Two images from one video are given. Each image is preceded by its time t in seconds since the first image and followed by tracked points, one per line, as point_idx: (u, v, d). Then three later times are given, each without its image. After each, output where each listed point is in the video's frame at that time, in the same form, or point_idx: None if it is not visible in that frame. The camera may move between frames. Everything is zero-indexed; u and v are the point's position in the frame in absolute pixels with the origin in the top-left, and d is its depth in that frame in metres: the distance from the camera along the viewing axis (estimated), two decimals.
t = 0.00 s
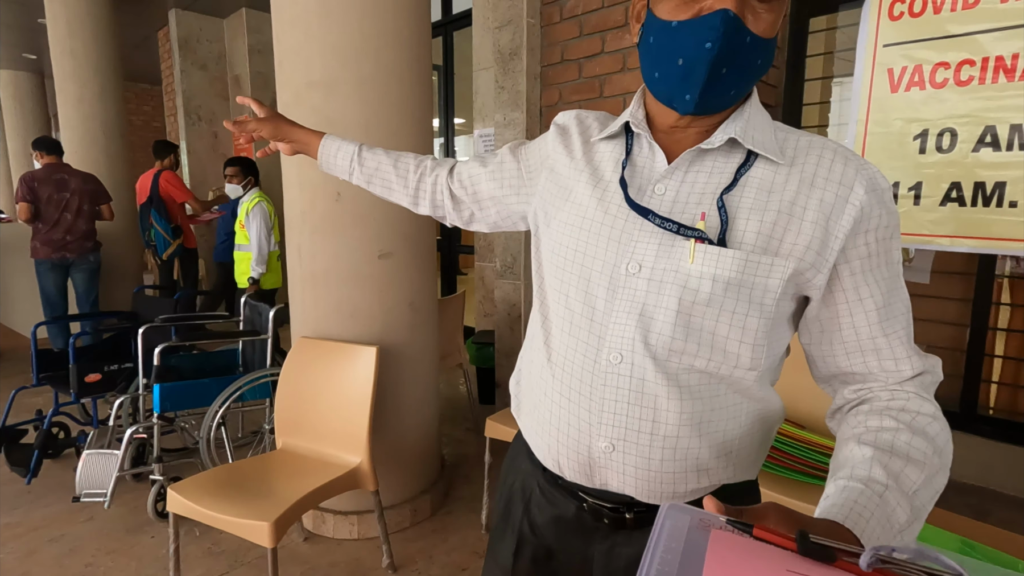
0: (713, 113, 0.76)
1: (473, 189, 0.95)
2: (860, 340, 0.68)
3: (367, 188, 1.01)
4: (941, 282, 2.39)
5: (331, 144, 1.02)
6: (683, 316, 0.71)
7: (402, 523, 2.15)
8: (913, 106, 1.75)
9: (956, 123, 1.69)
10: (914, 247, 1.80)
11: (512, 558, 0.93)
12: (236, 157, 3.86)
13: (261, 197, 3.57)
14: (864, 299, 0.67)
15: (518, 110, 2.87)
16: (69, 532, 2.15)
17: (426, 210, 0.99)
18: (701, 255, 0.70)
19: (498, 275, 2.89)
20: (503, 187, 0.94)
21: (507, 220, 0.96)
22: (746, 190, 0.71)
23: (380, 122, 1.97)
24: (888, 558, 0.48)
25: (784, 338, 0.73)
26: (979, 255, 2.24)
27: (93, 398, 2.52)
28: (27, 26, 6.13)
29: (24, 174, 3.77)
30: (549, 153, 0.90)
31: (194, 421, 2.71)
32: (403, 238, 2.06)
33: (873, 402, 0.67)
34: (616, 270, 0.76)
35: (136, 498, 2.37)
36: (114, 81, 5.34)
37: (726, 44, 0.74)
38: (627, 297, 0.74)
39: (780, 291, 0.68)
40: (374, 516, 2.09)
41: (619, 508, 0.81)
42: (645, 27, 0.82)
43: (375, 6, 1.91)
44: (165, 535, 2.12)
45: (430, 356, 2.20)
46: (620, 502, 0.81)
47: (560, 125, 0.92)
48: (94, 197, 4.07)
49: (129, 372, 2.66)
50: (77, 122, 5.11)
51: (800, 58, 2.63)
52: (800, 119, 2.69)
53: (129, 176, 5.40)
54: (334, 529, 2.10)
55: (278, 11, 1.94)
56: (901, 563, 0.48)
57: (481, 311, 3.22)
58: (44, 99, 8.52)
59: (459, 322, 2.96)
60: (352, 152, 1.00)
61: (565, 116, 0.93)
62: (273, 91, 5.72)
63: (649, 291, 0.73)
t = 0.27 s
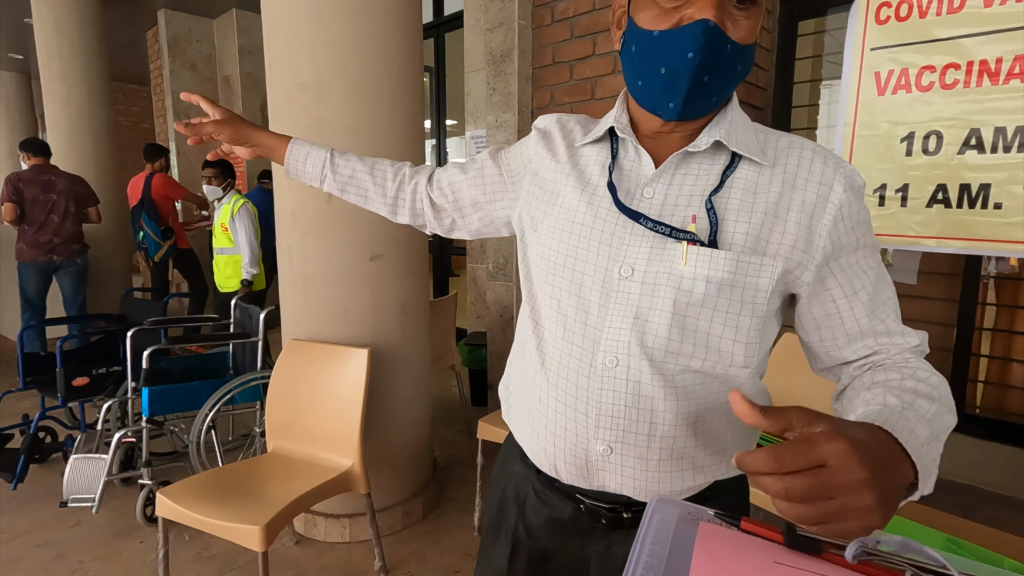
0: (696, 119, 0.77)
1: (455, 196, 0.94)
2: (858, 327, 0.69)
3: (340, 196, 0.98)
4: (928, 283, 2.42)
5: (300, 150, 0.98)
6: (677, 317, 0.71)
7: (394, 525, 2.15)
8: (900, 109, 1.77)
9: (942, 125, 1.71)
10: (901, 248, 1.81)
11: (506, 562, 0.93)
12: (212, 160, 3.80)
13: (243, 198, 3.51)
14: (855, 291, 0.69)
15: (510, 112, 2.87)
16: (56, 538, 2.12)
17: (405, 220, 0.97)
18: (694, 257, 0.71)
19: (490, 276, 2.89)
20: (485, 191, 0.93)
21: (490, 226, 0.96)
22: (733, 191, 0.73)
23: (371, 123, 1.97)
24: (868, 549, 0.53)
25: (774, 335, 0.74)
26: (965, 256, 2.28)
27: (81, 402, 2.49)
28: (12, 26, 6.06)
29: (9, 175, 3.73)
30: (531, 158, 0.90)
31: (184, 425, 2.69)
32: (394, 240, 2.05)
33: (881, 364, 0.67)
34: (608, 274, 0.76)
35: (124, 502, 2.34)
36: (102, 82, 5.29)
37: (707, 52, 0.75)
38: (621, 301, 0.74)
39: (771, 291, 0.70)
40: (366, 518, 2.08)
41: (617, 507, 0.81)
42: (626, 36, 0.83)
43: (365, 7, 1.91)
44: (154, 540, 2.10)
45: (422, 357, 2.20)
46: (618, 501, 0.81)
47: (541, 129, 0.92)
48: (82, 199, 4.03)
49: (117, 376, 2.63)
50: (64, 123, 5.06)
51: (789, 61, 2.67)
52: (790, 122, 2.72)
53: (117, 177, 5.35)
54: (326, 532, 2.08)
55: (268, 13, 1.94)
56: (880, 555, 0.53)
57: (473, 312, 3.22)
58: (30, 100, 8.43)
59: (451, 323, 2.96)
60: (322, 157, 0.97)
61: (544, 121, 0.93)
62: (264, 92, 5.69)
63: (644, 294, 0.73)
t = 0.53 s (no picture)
0: (681, 128, 0.79)
1: (443, 213, 0.94)
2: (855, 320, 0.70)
3: (326, 222, 0.95)
4: (914, 284, 2.46)
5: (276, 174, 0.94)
6: (674, 327, 0.72)
7: (386, 529, 2.14)
8: (886, 113, 1.80)
9: (927, 129, 1.74)
10: (889, 251, 1.83)
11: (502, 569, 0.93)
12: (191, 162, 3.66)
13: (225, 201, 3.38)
14: (850, 286, 0.69)
15: (501, 114, 2.88)
16: (42, 544, 2.10)
17: (396, 241, 0.96)
18: (689, 265, 0.71)
19: (481, 278, 2.89)
20: (472, 205, 0.93)
21: (479, 241, 0.96)
22: (724, 197, 0.73)
23: (362, 125, 1.96)
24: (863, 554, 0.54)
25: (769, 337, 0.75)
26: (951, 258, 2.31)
27: (68, 406, 2.46)
28: None
29: None
30: (517, 169, 0.89)
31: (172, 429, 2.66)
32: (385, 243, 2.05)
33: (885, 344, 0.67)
34: (603, 284, 0.76)
35: (112, 508, 2.32)
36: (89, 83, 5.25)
37: (689, 66, 0.77)
38: (617, 311, 0.74)
39: (765, 294, 0.70)
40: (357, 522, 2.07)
41: (621, 511, 0.81)
42: (608, 48, 0.85)
43: (356, 10, 1.91)
44: (142, 546, 2.08)
45: (413, 360, 2.19)
46: (621, 506, 0.81)
47: (524, 138, 0.91)
48: (52, 200, 3.97)
49: (105, 380, 2.60)
50: (50, 125, 5.01)
51: (777, 65, 2.72)
52: (778, 125, 2.77)
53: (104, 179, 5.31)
54: (317, 536, 2.07)
55: (257, 15, 1.93)
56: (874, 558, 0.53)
57: (464, 314, 3.22)
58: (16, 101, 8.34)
59: (443, 325, 2.96)
60: (304, 180, 0.94)
61: (525, 131, 0.93)
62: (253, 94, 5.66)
63: (640, 304, 0.73)
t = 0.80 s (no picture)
0: (654, 136, 0.79)
1: (412, 226, 0.93)
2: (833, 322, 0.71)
3: (292, 243, 0.91)
4: (901, 285, 2.49)
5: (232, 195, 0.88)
6: (657, 342, 0.72)
7: (378, 531, 2.13)
8: (872, 117, 1.82)
9: (913, 133, 1.76)
10: (877, 253, 1.86)
11: None
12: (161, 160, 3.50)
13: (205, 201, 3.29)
14: (828, 288, 0.71)
15: (493, 116, 2.88)
16: (29, 550, 2.07)
17: (368, 258, 0.95)
18: (670, 279, 0.72)
19: (472, 280, 2.89)
20: (445, 213, 0.93)
21: (451, 251, 0.97)
22: (700, 206, 0.74)
23: (353, 127, 1.96)
24: (856, 551, 0.55)
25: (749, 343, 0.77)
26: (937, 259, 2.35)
27: (55, 410, 2.43)
28: None
29: None
30: (488, 175, 0.88)
31: (161, 433, 2.64)
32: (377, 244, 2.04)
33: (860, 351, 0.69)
34: (583, 300, 0.76)
35: (100, 512, 2.29)
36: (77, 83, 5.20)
37: (660, 76, 0.76)
38: (599, 327, 0.75)
39: (746, 305, 0.72)
40: (349, 525, 2.06)
41: (608, 523, 0.81)
42: (578, 53, 0.84)
43: (346, 11, 1.91)
44: (131, 551, 2.06)
45: (405, 362, 2.19)
46: (607, 517, 0.81)
47: (489, 145, 0.91)
48: (15, 201, 3.85)
49: (92, 383, 2.57)
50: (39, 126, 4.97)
51: (766, 68, 2.77)
52: (768, 127, 2.81)
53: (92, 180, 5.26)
54: (308, 540, 2.06)
55: (247, 17, 1.93)
56: (868, 558, 0.54)
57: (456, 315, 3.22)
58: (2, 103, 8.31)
59: (435, 327, 2.96)
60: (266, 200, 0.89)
61: (489, 136, 0.92)
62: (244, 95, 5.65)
63: (621, 319, 0.74)
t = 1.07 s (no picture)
0: (581, 126, 0.79)
1: (335, 237, 0.85)
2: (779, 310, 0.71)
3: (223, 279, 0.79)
4: (885, 285, 2.50)
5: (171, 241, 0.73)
6: (603, 347, 0.73)
7: (361, 532, 2.12)
8: (853, 117, 1.83)
9: (893, 132, 1.77)
10: (859, 251, 1.87)
11: None
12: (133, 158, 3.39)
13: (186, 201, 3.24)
14: (772, 270, 0.72)
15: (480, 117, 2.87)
16: (5, 553, 2.04)
17: (297, 274, 0.85)
18: (614, 281, 0.72)
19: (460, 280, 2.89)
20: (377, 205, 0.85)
21: (377, 258, 0.91)
22: (640, 199, 0.75)
23: (335, 125, 1.95)
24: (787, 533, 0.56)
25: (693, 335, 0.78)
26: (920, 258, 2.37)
27: (34, 411, 2.40)
28: None
29: None
30: (414, 165, 0.84)
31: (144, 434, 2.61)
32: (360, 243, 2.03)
33: (804, 343, 0.68)
34: (523, 305, 0.75)
35: (80, 515, 2.26)
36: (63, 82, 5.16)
37: (582, 64, 0.77)
38: (542, 335, 0.74)
39: (690, 302, 0.74)
40: (331, 526, 2.05)
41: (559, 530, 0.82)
42: (497, 38, 0.83)
43: (328, 8, 1.90)
44: (109, 553, 2.03)
45: (389, 362, 2.18)
46: (557, 522, 0.81)
47: (407, 139, 0.87)
48: None
49: (73, 384, 2.54)
50: (23, 125, 4.93)
51: (752, 69, 2.79)
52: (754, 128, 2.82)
53: (78, 180, 5.22)
54: (290, 541, 2.04)
55: (229, 14, 1.92)
56: (800, 541, 0.55)
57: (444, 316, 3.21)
58: None
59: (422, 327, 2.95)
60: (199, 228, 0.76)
61: (406, 129, 0.89)
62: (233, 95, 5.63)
63: (566, 326, 0.74)
